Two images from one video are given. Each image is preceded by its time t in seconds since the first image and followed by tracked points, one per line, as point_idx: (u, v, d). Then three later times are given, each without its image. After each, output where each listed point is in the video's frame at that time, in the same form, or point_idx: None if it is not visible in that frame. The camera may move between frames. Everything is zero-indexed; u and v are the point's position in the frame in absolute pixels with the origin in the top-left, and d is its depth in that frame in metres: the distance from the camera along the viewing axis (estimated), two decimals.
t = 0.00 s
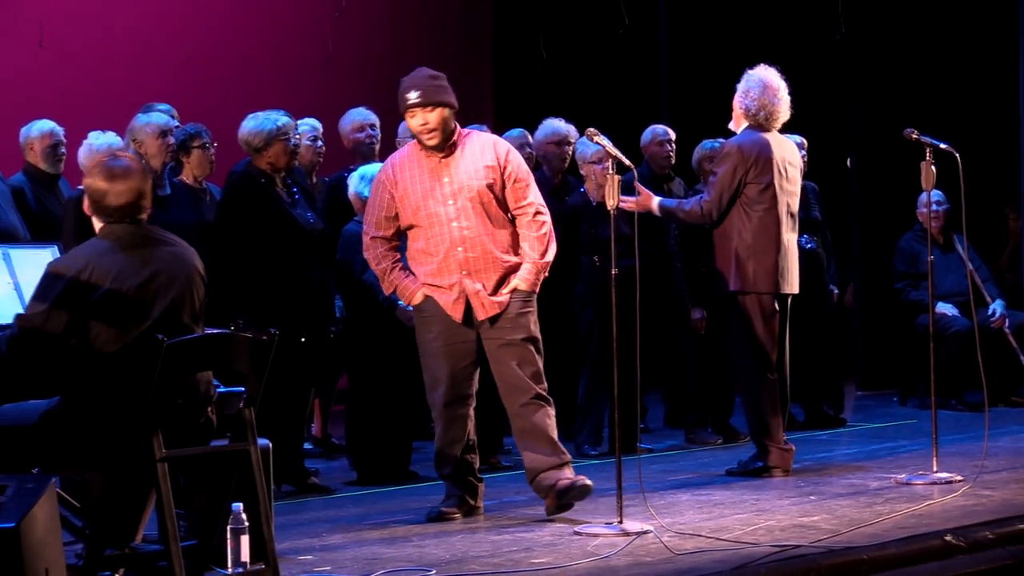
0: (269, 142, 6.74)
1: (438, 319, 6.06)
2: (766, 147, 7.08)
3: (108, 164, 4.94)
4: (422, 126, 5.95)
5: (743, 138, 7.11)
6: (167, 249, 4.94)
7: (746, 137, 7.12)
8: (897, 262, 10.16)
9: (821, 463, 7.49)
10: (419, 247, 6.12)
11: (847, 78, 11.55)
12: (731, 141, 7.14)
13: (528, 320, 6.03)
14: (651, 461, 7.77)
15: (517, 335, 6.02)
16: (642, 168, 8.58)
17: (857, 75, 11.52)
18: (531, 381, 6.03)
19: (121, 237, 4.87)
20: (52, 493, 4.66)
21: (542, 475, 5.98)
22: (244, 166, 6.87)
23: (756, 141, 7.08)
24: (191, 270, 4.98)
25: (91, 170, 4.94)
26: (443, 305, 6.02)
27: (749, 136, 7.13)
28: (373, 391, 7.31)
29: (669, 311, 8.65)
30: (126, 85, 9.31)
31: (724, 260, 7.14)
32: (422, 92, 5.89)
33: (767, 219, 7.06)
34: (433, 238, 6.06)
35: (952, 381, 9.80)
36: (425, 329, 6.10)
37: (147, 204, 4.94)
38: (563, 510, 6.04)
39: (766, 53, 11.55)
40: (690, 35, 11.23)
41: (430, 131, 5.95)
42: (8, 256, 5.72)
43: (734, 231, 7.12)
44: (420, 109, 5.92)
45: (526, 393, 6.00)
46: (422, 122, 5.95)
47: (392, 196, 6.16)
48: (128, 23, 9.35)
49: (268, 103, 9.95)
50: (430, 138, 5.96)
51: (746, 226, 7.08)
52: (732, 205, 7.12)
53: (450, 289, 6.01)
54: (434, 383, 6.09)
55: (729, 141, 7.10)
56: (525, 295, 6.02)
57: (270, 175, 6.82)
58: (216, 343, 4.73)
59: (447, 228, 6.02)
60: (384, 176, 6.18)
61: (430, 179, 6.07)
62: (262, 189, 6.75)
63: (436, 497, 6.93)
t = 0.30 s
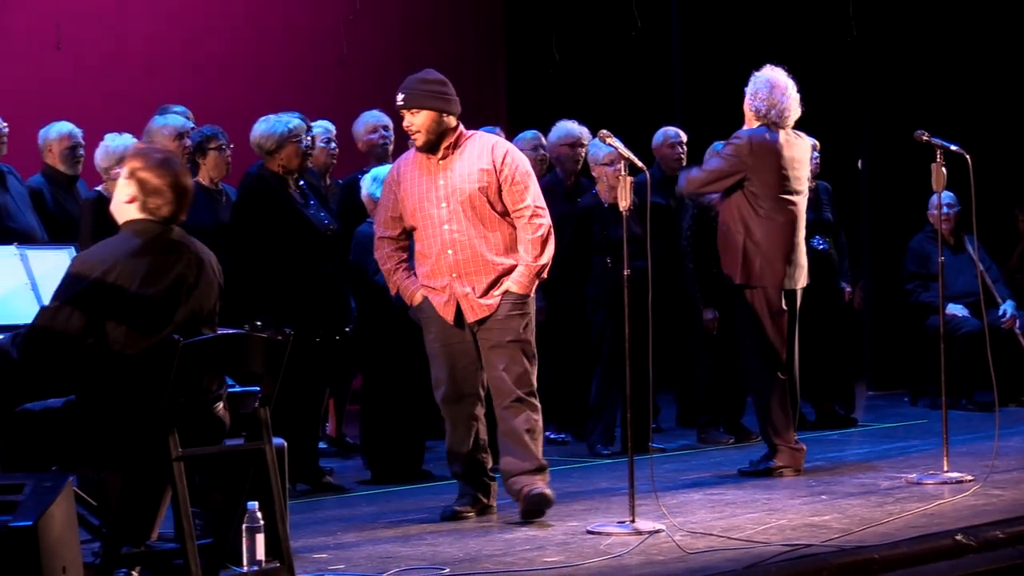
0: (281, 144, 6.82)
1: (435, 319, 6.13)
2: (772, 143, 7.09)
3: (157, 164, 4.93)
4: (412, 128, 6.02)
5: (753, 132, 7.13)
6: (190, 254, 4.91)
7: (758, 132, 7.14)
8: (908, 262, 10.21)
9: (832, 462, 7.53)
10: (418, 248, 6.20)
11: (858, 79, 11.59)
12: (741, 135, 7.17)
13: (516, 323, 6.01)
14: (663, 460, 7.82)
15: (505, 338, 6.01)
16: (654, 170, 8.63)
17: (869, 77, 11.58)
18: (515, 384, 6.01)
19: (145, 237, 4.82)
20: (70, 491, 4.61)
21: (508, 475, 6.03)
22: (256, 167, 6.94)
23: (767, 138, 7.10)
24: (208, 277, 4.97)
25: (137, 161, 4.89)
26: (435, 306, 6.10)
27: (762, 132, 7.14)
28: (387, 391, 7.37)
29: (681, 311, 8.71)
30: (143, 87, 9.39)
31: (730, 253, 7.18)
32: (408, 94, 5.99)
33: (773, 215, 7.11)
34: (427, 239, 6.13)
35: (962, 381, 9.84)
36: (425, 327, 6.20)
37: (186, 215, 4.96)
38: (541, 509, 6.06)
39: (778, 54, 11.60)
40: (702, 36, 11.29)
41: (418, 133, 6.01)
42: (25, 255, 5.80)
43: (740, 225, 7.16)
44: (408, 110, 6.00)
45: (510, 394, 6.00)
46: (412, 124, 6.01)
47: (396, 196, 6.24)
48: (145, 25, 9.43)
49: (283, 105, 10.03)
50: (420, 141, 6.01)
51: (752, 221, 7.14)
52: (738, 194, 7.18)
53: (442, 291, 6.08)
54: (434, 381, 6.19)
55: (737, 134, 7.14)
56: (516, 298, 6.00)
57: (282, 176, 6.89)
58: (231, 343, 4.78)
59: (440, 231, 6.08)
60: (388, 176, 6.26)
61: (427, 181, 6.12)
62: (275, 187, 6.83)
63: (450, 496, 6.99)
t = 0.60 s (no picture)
0: (293, 147, 6.89)
1: (441, 320, 6.16)
2: (787, 151, 7.18)
3: (186, 169, 4.98)
4: (445, 121, 5.99)
5: (765, 141, 7.22)
6: (208, 257, 4.97)
7: (766, 138, 7.24)
8: (920, 263, 10.26)
9: (845, 462, 7.58)
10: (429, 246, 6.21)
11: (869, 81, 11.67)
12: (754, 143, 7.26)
13: (513, 330, 5.98)
14: (677, 459, 7.87)
15: (501, 343, 5.98)
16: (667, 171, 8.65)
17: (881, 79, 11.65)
18: (508, 392, 5.97)
19: (166, 238, 4.86)
20: (89, 492, 4.47)
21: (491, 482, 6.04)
22: (269, 168, 7.01)
23: (778, 144, 7.19)
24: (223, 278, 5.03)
25: (166, 165, 4.93)
26: (440, 306, 6.12)
27: (772, 139, 7.23)
28: (403, 390, 7.44)
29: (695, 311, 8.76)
30: (161, 89, 9.48)
31: (736, 252, 7.24)
32: (446, 85, 5.95)
33: (788, 218, 7.18)
34: (435, 239, 6.13)
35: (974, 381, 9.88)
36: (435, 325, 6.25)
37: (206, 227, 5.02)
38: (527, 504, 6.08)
39: (791, 56, 11.67)
40: (715, 38, 11.37)
41: (452, 126, 5.99)
42: (45, 256, 5.85)
43: (759, 227, 7.19)
44: (445, 101, 5.97)
45: (501, 402, 5.97)
46: (446, 117, 5.99)
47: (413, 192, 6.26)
48: (164, 28, 9.53)
49: (299, 106, 10.13)
50: (451, 134, 6.00)
51: (766, 224, 7.19)
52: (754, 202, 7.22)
53: (445, 291, 6.09)
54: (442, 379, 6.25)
55: (751, 145, 7.22)
56: (517, 305, 5.97)
57: (293, 177, 6.95)
58: (247, 342, 4.82)
59: (447, 231, 6.08)
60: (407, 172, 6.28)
61: (441, 180, 6.12)
62: (286, 194, 6.87)
63: (465, 494, 7.05)
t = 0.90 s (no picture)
0: (313, 153, 6.94)
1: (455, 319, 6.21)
2: (796, 151, 7.23)
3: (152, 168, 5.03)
4: (483, 115, 6.03)
5: (776, 143, 7.25)
6: (204, 251, 5.03)
7: (777, 141, 7.27)
8: (932, 264, 10.31)
9: (858, 462, 7.63)
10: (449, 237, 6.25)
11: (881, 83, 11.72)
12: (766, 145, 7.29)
13: (525, 333, 6.01)
14: (691, 459, 7.93)
15: (513, 346, 6.02)
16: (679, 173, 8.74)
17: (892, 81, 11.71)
18: (517, 396, 6.01)
19: (162, 237, 4.94)
20: (106, 492, 4.46)
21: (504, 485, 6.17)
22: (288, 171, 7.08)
23: (786, 146, 7.22)
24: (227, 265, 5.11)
25: (128, 177, 4.99)
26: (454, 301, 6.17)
27: (781, 141, 7.27)
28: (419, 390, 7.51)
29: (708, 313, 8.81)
30: (178, 91, 9.57)
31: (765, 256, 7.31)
32: (489, 80, 5.99)
33: (807, 218, 7.21)
34: (456, 232, 6.18)
35: (986, 381, 9.92)
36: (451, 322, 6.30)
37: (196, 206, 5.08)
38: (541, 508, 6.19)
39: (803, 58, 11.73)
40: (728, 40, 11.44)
41: (489, 121, 6.03)
42: (64, 257, 5.90)
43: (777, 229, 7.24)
44: (485, 95, 6.01)
45: (511, 407, 6.03)
46: (483, 111, 6.03)
47: (440, 182, 6.29)
48: (181, 31, 9.62)
49: (315, 109, 10.21)
50: (487, 129, 6.04)
51: (782, 224, 7.23)
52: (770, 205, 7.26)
53: (460, 286, 6.13)
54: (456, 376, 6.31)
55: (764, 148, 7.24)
56: (531, 309, 6.01)
57: (312, 180, 7.01)
58: (262, 342, 4.79)
59: (469, 226, 6.12)
60: (437, 160, 6.32)
61: (470, 175, 6.15)
62: (303, 193, 6.97)
63: (480, 493, 7.11)
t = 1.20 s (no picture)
0: (318, 152, 6.99)
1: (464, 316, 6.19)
2: (802, 152, 7.27)
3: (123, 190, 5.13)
4: (523, 118, 5.99)
5: (780, 145, 7.29)
6: (191, 250, 5.04)
7: (781, 143, 7.31)
8: (939, 264, 10.36)
9: (865, 461, 7.68)
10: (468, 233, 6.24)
11: (888, 85, 11.78)
12: (770, 148, 7.33)
13: (538, 336, 6.01)
14: (699, 458, 7.98)
15: (526, 348, 6.02)
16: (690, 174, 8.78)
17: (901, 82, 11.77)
18: (527, 400, 6.06)
19: (147, 241, 5.02)
20: (118, 489, 4.50)
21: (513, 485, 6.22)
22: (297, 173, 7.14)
23: (791, 148, 7.26)
24: (225, 263, 5.09)
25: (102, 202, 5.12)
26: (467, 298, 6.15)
27: (786, 143, 7.31)
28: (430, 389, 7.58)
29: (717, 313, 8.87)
30: (190, 92, 9.64)
31: (770, 256, 7.32)
32: (535, 83, 5.93)
33: (814, 217, 7.30)
34: (476, 230, 6.16)
35: (994, 382, 9.97)
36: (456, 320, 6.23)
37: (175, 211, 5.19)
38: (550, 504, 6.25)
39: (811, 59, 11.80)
40: (737, 41, 11.51)
41: (529, 123, 6.00)
42: (78, 259, 5.96)
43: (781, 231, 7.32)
44: (529, 98, 5.97)
45: (522, 411, 6.09)
46: (527, 113, 5.98)
47: (465, 177, 6.27)
48: (194, 32, 9.69)
49: (325, 110, 10.30)
50: (526, 131, 6.01)
51: (788, 223, 7.31)
52: (777, 207, 7.33)
53: (476, 284, 6.12)
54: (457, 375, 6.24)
55: (768, 150, 7.28)
56: (545, 313, 6.00)
57: (320, 181, 7.06)
58: (274, 342, 4.83)
59: (490, 224, 6.11)
60: (463, 155, 6.31)
61: (496, 174, 6.14)
62: (315, 194, 7.01)
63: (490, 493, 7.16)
